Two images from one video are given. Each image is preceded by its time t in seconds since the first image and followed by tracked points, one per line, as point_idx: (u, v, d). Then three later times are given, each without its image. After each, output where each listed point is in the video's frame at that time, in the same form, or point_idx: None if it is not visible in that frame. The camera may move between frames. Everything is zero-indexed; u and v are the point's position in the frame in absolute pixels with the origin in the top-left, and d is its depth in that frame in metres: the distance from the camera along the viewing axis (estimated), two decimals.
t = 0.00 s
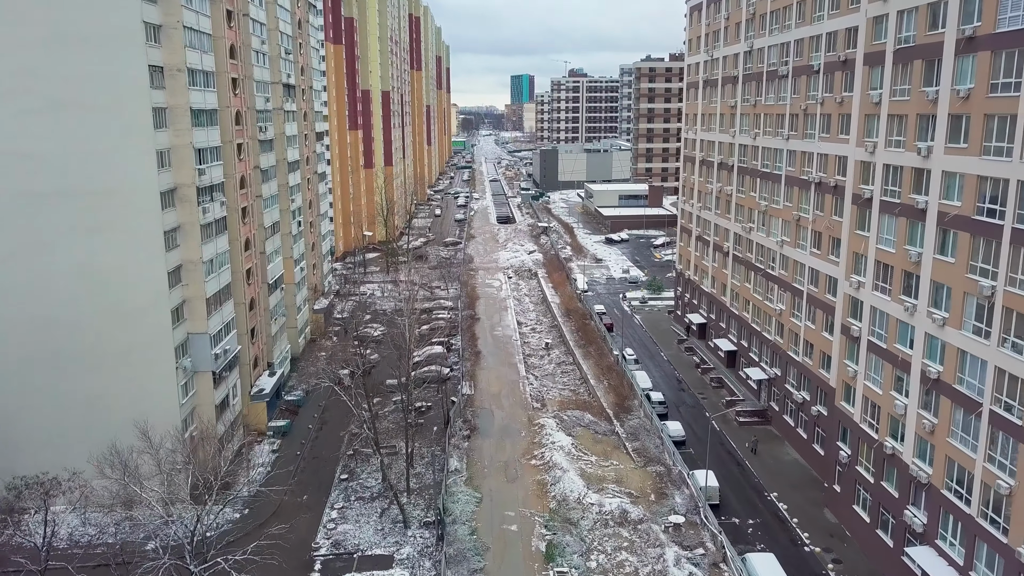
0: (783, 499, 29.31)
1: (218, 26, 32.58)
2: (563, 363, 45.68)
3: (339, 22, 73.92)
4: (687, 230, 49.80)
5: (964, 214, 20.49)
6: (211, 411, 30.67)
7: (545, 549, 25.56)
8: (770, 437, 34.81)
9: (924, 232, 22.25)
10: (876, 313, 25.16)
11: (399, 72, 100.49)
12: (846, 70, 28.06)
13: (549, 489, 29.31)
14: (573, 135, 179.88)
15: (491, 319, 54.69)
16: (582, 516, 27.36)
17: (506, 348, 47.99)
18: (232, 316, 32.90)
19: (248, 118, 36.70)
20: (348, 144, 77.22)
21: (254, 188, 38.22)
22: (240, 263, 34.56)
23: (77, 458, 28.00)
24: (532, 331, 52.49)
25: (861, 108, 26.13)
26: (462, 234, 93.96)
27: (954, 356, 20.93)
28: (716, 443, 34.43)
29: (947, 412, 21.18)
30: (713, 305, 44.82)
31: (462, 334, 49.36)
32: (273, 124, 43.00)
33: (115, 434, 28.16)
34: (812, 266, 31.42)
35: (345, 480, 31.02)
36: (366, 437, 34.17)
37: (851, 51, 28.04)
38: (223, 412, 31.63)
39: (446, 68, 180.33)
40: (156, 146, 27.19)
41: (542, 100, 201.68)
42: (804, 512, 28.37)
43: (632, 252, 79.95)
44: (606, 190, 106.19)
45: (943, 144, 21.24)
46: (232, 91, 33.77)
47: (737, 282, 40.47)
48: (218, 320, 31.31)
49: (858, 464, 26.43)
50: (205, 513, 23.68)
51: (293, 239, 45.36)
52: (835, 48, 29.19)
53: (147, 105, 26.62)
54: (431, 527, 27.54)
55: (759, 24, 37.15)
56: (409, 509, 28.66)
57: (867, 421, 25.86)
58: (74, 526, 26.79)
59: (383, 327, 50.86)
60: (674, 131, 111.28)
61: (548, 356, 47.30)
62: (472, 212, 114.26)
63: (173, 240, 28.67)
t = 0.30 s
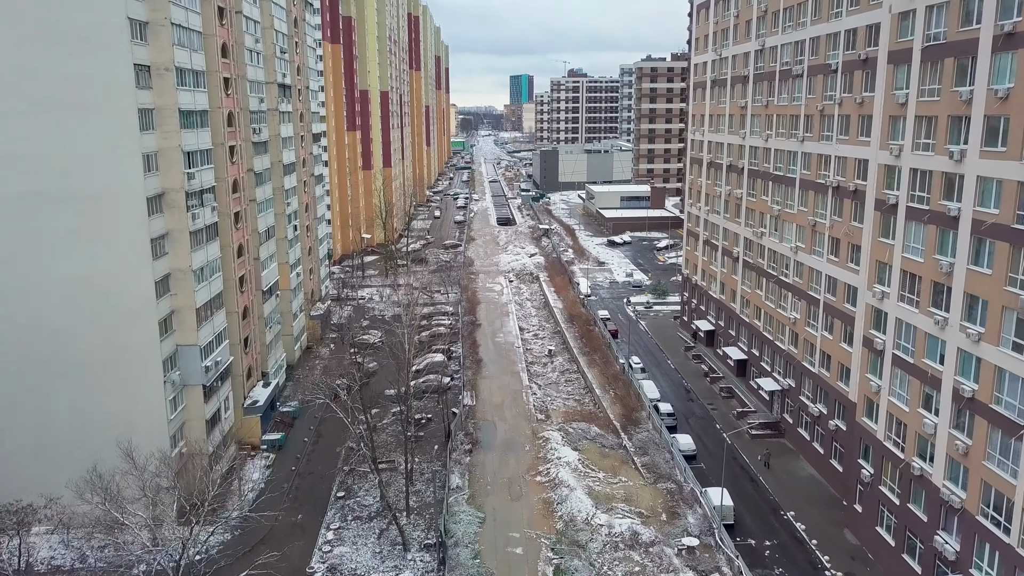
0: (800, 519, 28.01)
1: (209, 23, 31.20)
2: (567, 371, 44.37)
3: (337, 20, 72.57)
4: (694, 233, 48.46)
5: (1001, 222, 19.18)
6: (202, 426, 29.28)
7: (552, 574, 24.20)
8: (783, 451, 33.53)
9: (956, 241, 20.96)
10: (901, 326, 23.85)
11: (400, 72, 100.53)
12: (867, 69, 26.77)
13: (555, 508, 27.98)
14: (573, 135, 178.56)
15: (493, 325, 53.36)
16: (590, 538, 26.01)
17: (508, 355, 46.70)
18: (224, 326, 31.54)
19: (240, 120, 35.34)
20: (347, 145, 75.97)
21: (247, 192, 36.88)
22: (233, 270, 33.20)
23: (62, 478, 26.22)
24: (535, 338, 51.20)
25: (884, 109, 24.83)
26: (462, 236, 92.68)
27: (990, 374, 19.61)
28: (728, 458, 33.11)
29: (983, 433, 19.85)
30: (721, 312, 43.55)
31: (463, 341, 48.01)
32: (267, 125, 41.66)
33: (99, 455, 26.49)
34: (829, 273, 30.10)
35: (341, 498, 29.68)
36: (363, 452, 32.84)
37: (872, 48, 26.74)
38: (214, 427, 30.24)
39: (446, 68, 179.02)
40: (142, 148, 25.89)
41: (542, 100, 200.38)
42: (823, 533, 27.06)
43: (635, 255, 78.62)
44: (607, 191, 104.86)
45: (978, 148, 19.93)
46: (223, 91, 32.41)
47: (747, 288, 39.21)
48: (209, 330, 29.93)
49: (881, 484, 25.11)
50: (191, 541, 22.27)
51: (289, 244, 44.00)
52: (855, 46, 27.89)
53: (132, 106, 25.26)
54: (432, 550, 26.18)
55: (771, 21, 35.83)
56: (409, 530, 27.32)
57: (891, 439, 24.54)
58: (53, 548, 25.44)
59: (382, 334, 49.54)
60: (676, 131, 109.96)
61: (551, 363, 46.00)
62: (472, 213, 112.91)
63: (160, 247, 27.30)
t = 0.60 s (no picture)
0: (819, 541, 26.64)
1: (199, 21, 29.84)
2: (571, 380, 43.04)
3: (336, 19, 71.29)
4: (701, 238, 47.13)
5: None
6: (191, 443, 27.85)
7: None
8: (798, 466, 32.17)
9: (993, 252, 19.63)
10: (930, 340, 22.50)
11: (400, 74, 100.23)
12: (891, 69, 25.48)
13: (561, 530, 26.63)
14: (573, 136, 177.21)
15: (494, 332, 52.00)
16: (599, 564, 24.60)
17: (510, 363, 45.35)
18: (215, 337, 30.15)
19: (232, 121, 33.98)
20: (344, 147, 74.82)
21: (240, 196, 35.52)
22: (224, 278, 31.81)
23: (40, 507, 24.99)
24: (537, 345, 49.87)
25: (910, 111, 23.53)
26: (462, 238, 91.38)
27: None
28: (740, 473, 31.75)
29: None
30: (731, 320, 42.19)
31: (464, 349, 46.63)
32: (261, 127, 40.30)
33: (77, 477, 25.33)
34: (848, 282, 28.77)
35: (337, 518, 28.30)
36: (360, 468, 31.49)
37: (896, 47, 25.43)
38: (203, 443, 28.81)
39: (445, 68, 177.69)
40: (124, 152, 24.40)
41: (542, 101, 199.04)
42: (844, 556, 25.70)
43: (638, 258, 77.28)
44: (609, 193, 103.53)
45: (1018, 152, 18.61)
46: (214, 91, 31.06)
47: (758, 296, 37.87)
48: (198, 342, 28.52)
49: (907, 507, 23.72)
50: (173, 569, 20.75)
51: (284, 249, 42.66)
52: (877, 44, 26.58)
53: (115, 107, 23.81)
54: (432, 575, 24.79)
55: (784, 19, 34.52)
56: (408, 554, 25.93)
57: (919, 459, 23.16)
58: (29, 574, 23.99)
59: (381, 342, 48.15)
60: (678, 132, 108.65)
61: (554, 372, 44.66)
62: (472, 215, 111.51)
63: (145, 256, 25.85)
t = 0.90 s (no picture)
0: (840, 565, 25.28)
1: (189, 17, 28.50)
2: (576, 390, 41.71)
3: (334, 18, 70.05)
4: (709, 242, 45.80)
5: None
6: (179, 461, 26.46)
7: None
8: (814, 482, 30.83)
9: None
10: (962, 356, 21.20)
11: (399, 75, 99.34)
12: (917, 68, 24.21)
13: (569, 553, 25.28)
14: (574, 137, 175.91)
15: (496, 338, 50.64)
16: None
17: (513, 371, 44.00)
18: (205, 349, 28.81)
19: (225, 123, 32.64)
20: (343, 148, 73.59)
21: (233, 200, 34.16)
22: (215, 286, 30.44)
23: (7, 538, 22.90)
24: (540, 352, 48.53)
25: (941, 112, 22.25)
26: (462, 241, 90.10)
27: None
28: (754, 490, 30.40)
29: None
30: (741, 328, 40.84)
31: (465, 357, 45.27)
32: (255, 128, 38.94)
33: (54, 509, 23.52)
34: (869, 292, 27.45)
35: (333, 540, 26.96)
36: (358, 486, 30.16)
37: (922, 44, 24.09)
38: (193, 461, 27.43)
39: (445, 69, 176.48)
40: (108, 156, 23.08)
41: (542, 101, 197.83)
42: None
43: (641, 262, 75.95)
44: (611, 194, 102.18)
45: None
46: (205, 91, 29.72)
47: (771, 304, 36.54)
48: (188, 355, 27.16)
49: (937, 532, 22.37)
50: None
51: (279, 254, 41.32)
52: (901, 41, 25.27)
53: (98, 109, 22.50)
54: None
55: (798, 17, 33.21)
56: None
57: (949, 482, 21.83)
58: None
59: (380, 349, 46.81)
60: (681, 133, 107.36)
61: (558, 381, 43.31)
62: (472, 217, 110.19)
63: (131, 265, 24.53)
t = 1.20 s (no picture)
0: None
1: (177, 14, 27.18)
2: (581, 400, 40.39)
3: (332, 16, 68.75)
4: (718, 247, 44.47)
5: None
6: (167, 480, 25.13)
7: None
8: (832, 499, 29.51)
9: None
10: (998, 373, 19.93)
11: (399, 75, 98.03)
12: (945, 66, 22.91)
13: None
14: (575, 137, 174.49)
15: (498, 345, 49.27)
16: None
17: (516, 379, 42.66)
18: (195, 361, 27.50)
19: (216, 124, 31.31)
20: (342, 149, 72.28)
21: (224, 204, 32.81)
22: (206, 295, 29.10)
23: None
24: (544, 359, 47.18)
25: (975, 113, 21.04)
26: (463, 243, 88.78)
27: None
28: (770, 508, 29.08)
29: None
30: (752, 335, 39.52)
31: (467, 365, 43.95)
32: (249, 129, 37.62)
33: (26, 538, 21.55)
34: (892, 302, 26.14)
35: (328, 563, 25.63)
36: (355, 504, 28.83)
37: (952, 41, 22.71)
38: (182, 480, 26.11)
39: (445, 69, 175.25)
40: (89, 160, 21.78)
41: (543, 101, 196.57)
42: None
43: (646, 264, 74.58)
44: (614, 196, 100.77)
45: None
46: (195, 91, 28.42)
47: (784, 312, 35.24)
48: (176, 368, 25.84)
49: (970, 559, 21.04)
50: None
51: (275, 260, 40.00)
52: (928, 38, 23.95)
53: (78, 110, 21.20)
54: None
55: (814, 13, 31.88)
56: None
57: (984, 507, 20.54)
58: None
59: (380, 356, 45.50)
60: (685, 133, 105.95)
61: (563, 390, 41.96)
62: (473, 218, 108.88)
63: (113, 275, 23.16)
